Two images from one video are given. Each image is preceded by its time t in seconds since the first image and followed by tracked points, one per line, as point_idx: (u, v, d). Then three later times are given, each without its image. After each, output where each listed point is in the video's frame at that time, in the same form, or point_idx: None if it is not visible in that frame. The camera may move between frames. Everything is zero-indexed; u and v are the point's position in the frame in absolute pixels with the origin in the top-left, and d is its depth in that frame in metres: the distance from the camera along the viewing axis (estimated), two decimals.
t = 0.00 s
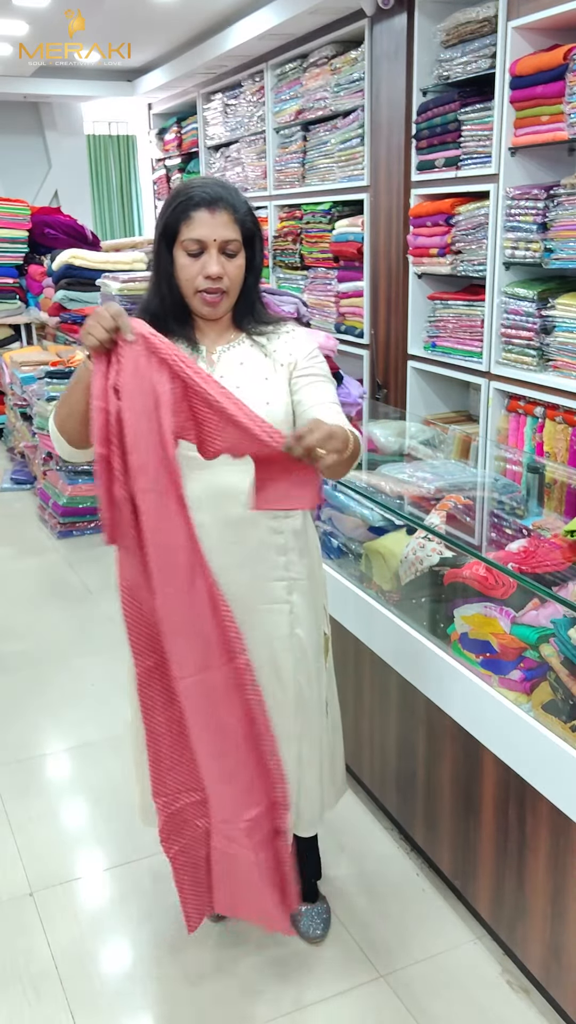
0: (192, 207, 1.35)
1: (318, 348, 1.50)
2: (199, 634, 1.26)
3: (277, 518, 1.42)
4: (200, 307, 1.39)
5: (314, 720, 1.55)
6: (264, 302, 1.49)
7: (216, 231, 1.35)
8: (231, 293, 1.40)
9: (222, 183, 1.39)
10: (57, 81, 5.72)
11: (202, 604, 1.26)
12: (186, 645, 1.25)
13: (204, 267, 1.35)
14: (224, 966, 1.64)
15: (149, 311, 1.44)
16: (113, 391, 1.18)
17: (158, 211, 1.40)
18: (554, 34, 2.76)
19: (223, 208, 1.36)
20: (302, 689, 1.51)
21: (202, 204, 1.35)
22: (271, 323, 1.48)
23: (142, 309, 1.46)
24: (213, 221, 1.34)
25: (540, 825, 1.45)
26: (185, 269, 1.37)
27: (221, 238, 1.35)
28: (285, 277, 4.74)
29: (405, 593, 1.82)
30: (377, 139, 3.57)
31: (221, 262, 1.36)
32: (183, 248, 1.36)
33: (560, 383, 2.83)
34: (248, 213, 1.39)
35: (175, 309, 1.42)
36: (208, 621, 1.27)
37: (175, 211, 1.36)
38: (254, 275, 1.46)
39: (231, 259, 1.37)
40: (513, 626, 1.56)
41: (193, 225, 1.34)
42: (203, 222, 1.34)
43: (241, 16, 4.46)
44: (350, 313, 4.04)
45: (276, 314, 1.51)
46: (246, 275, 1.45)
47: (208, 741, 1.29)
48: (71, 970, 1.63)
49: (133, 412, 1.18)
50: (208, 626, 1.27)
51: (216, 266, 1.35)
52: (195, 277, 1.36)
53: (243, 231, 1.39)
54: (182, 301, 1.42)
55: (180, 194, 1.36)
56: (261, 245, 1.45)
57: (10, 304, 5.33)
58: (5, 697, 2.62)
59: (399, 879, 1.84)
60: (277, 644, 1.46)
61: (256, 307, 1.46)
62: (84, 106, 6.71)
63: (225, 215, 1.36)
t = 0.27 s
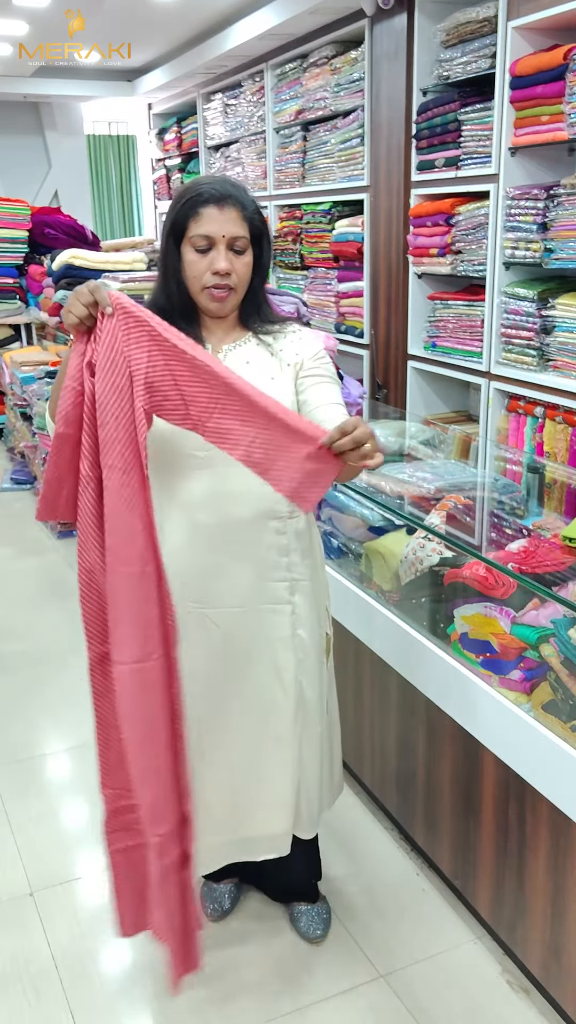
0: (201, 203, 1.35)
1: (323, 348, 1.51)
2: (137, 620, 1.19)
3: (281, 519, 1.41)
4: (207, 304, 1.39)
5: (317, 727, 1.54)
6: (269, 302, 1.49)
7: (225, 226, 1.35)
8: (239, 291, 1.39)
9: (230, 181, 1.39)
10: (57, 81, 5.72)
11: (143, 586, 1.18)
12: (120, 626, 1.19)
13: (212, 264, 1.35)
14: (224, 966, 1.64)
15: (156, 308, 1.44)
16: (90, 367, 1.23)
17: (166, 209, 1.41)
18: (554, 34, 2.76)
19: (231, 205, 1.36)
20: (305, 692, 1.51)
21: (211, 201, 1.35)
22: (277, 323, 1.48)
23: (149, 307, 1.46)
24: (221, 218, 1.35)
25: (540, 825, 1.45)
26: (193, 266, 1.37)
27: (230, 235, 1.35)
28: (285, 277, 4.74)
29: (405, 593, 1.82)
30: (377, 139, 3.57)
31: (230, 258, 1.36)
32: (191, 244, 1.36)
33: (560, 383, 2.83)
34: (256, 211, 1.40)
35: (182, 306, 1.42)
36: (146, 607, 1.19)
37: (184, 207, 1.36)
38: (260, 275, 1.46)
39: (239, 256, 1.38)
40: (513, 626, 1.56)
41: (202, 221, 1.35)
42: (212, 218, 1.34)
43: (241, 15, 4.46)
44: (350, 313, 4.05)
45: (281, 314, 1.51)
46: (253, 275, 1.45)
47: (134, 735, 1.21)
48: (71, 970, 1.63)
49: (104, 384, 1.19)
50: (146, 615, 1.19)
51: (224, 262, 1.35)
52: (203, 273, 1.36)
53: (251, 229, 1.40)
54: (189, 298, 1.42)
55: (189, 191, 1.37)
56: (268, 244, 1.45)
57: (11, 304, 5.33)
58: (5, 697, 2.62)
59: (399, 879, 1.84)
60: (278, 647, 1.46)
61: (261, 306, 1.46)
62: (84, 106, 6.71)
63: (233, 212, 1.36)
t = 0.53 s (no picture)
0: (205, 200, 1.36)
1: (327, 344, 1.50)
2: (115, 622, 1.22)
3: (285, 519, 1.42)
4: (210, 300, 1.39)
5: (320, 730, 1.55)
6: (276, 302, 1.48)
7: (229, 222, 1.35)
8: (242, 287, 1.39)
9: (235, 180, 1.40)
10: (57, 81, 5.72)
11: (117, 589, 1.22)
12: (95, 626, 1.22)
13: (215, 260, 1.36)
14: (224, 965, 1.64)
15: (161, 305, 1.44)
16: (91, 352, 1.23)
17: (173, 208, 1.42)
18: (554, 34, 2.76)
19: (235, 201, 1.37)
20: (305, 690, 1.52)
21: (215, 198, 1.36)
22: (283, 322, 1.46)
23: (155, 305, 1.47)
24: (225, 214, 1.35)
25: (540, 825, 1.45)
26: (196, 262, 1.38)
27: (233, 231, 1.36)
28: (285, 277, 4.74)
29: (405, 593, 1.82)
30: (377, 139, 3.57)
31: (232, 255, 1.37)
32: (195, 241, 1.37)
33: (560, 384, 2.83)
34: (261, 208, 1.40)
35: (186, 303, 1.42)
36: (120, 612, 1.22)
37: (189, 204, 1.38)
38: (266, 273, 1.45)
39: (242, 253, 1.38)
40: (513, 626, 1.56)
41: (206, 217, 1.35)
42: (216, 214, 1.35)
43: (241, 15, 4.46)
44: (350, 313, 4.04)
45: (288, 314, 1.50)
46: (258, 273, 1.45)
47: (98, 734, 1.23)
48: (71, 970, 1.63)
49: (106, 376, 1.20)
50: (125, 616, 1.23)
51: (226, 257, 1.35)
52: (206, 269, 1.37)
53: (256, 227, 1.40)
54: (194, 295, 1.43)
55: (194, 189, 1.39)
56: (274, 243, 1.45)
57: (10, 304, 5.33)
58: (5, 697, 2.62)
59: (399, 878, 1.84)
60: (282, 647, 1.47)
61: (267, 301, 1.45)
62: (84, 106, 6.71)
63: (237, 209, 1.36)
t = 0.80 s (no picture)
0: (205, 200, 1.37)
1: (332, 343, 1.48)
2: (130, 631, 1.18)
3: (288, 519, 1.42)
4: (209, 301, 1.40)
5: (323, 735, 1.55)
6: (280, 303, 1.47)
7: (227, 223, 1.36)
8: (242, 288, 1.39)
9: (236, 180, 1.40)
10: (57, 81, 5.72)
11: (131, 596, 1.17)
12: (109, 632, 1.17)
13: (213, 261, 1.36)
14: (224, 965, 1.64)
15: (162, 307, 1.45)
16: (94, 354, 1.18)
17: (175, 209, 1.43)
18: (554, 34, 2.76)
19: (235, 202, 1.37)
20: (309, 690, 1.51)
21: (215, 198, 1.37)
22: (285, 322, 1.46)
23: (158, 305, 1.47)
24: (224, 214, 1.36)
25: (540, 825, 1.45)
26: (196, 263, 1.38)
27: (232, 232, 1.36)
28: (285, 277, 4.74)
29: (405, 593, 1.82)
30: (377, 139, 3.57)
31: (230, 256, 1.37)
32: (195, 242, 1.38)
33: (561, 383, 2.82)
34: (262, 209, 1.40)
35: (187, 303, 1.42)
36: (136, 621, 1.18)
37: (188, 206, 1.38)
38: (268, 274, 1.44)
39: (241, 254, 1.38)
40: (513, 626, 1.56)
41: (205, 218, 1.36)
42: (215, 215, 1.36)
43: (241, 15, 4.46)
44: (350, 313, 4.04)
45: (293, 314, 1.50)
46: (260, 274, 1.44)
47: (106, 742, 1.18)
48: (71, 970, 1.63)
49: (116, 377, 1.16)
50: (139, 621, 1.19)
51: (224, 258, 1.36)
52: (204, 270, 1.37)
53: (257, 228, 1.39)
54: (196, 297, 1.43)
55: (194, 191, 1.39)
56: (276, 244, 1.44)
57: (10, 304, 5.33)
58: (5, 697, 2.62)
59: (398, 878, 1.84)
60: (288, 648, 1.46)
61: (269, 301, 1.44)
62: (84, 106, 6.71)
63: (236, 209, 1.36)
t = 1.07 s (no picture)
0: (199, 208, 1.36)
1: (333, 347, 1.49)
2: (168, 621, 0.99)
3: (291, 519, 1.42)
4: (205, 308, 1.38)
5: (325, 738, 1.55)
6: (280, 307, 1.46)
7: (220, 231, 1.34)
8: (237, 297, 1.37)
9: (233, 185, 1.39)
10: (57, 81, 5.73)
11: (169, 586, 0.99)
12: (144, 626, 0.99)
13: (207, 269, 1.35)
14: (225, 965, 1.64)
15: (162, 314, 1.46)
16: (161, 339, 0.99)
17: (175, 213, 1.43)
18: (554, 34, 2.76)
19: (229, 209, 1.35)
20: (313, 690, 1.51)
21: (209, 205, 1.36)
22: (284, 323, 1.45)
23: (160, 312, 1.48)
24: (217, 222, 1.34)
25: (540, 824, 1.45)
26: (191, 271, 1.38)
27: (225, 239, 1.34)
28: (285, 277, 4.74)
29: (405, 593, 1.82)
30: (377, 138, 3.57)
31: (225, 263, 1.35)
32: (190, 250, 1.37)
33: (561, 383, 2.82)
34: (258, 214, 1.37)
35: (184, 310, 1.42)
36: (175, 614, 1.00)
37: (184, 211, 1.38)
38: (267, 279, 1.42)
39: (236, 261, 1.36)
40: (513, 626, 1.56)
41: (199, 226, 1.35)
42: (207, 223, 1.35)
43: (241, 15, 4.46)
44: (350, 313, 4.05)
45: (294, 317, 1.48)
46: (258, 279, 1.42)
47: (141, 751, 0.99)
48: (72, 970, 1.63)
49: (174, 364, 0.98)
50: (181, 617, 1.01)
51: (217, 267, 1.34)
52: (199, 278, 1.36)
53: (253, 233, 1.37)
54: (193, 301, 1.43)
55: (191, 196, 1.39)
56: (274, 248, 1.42)
57: (11, 304, 5.33)
58: (4, 697, 2.62)
59: (399, 878, 1.84)
60: (292, 651, 1.47)
61: (270, 300, 1.42)
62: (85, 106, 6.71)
63: (230, 216, 1.35)
